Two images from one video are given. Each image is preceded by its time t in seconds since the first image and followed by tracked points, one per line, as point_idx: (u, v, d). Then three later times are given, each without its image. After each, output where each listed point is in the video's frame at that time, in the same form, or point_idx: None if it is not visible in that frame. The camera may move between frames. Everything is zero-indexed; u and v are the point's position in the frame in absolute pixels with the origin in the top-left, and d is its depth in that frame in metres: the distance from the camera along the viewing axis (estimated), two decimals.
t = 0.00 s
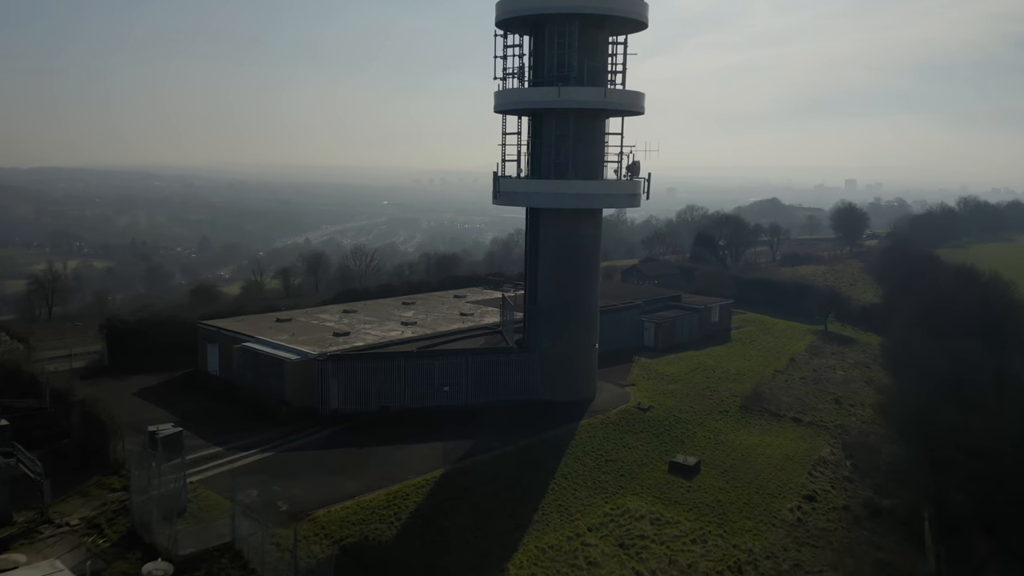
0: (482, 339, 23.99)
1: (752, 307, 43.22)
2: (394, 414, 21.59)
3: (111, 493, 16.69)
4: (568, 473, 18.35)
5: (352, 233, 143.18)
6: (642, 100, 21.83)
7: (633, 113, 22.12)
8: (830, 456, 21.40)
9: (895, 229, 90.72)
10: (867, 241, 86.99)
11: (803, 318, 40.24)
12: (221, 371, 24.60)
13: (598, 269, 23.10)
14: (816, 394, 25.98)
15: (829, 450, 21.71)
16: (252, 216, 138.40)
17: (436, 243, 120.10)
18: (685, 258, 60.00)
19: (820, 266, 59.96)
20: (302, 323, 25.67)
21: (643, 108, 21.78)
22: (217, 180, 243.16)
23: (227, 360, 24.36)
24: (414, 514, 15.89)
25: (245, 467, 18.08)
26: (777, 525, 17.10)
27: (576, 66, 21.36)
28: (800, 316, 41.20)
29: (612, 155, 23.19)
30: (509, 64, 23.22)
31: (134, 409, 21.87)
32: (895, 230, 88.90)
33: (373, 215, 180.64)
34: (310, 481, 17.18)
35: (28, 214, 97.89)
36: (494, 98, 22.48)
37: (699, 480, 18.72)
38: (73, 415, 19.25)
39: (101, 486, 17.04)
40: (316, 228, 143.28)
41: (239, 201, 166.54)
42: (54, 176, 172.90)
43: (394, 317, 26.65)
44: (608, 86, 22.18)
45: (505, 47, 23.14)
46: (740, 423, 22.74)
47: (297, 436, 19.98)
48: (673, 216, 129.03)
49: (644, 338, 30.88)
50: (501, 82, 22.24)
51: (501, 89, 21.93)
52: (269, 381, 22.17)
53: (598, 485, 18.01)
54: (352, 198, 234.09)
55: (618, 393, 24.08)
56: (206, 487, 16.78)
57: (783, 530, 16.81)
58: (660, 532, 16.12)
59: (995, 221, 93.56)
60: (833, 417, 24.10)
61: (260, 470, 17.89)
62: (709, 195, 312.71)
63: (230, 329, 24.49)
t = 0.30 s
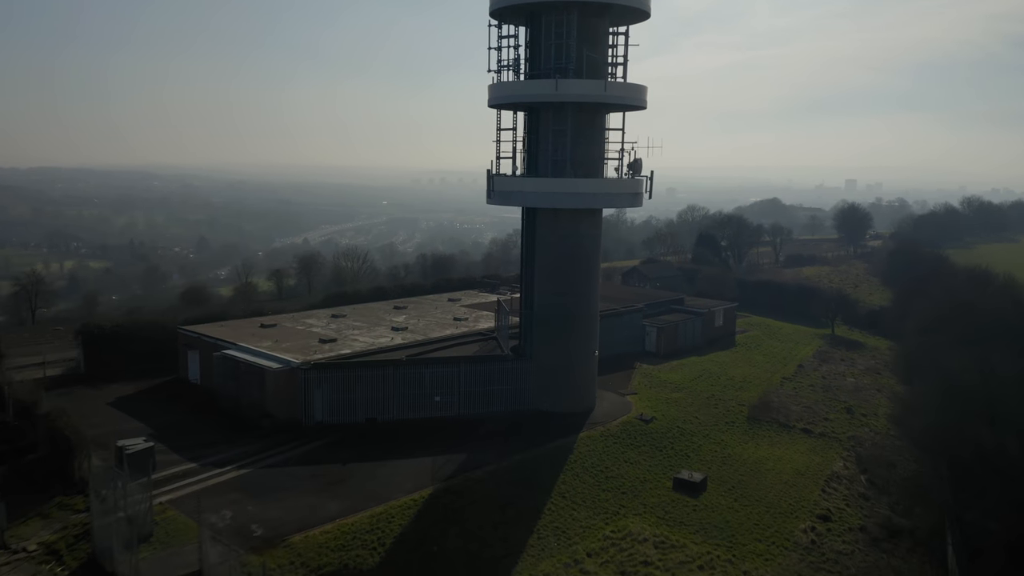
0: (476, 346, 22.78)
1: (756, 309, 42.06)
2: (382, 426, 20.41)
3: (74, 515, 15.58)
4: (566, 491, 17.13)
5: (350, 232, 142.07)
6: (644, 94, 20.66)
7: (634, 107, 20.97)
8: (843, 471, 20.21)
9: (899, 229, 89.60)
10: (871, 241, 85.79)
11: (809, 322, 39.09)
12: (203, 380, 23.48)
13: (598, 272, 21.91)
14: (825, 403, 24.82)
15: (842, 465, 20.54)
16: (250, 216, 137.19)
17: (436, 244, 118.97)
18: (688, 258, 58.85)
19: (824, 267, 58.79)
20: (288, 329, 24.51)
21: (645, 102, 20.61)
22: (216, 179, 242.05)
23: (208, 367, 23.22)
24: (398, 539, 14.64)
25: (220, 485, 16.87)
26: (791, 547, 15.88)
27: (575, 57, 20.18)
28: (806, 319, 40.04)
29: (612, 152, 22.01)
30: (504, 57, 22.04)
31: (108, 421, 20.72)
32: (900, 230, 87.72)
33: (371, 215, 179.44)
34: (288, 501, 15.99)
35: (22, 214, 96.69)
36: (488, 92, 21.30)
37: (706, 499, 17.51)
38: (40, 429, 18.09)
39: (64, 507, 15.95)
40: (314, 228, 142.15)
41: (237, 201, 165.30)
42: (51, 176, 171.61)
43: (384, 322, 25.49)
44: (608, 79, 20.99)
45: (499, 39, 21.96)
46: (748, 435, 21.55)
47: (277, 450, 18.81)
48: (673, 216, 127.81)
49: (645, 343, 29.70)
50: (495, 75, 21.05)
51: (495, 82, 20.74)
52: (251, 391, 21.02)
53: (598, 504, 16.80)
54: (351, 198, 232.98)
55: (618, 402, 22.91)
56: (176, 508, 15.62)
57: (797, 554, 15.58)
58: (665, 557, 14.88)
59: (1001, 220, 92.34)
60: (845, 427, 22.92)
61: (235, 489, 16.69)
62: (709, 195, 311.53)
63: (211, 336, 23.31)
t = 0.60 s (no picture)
0: (469, 354, 21.66)
1: (761, 312, 40.98)
2: (368, 440, 19.29)
3: (35, 539, 14.03)
4: (564, 512, 15.98)
5: (349, 233, 140.98)
6: (646, 88, 19.55)
7: (636, 102, 19.85)
8: (857, 486, 19.10)
9: (903, 229, 88.46)
10: (875, 241, 84.64)
11: (815, 326, 37.96)
12: (183, 389, 22.40)
13: (597, 276, 20.75)
14: (836, 412, 23.71)
15: (855, 479, 19.43)
16: (248, 217, 136.17)
17: (435, 243, 118.07)
18: (690, 259, 57.79)
19: (828, 268, 57.70)
20: (273, 335, 23.39)
21: (647, 96, 19.49)
22: (215, 179, 240.91)
23: (188, 376, 22.14)
24: (382, 566, 13.52)
25: (192, 506, 15.76)
26: (805, 573, 14.71)
27: (573, 48, 19.05)
28: (812, 322, 38.92)
29: (612, 150, 20.91)
30: (498, 49, 20.92)
31: (78, 434, 19.62)
32: (905, 230, 86.55)
33: (371, 216, 178.26)
34: (263, 524, 14.86)
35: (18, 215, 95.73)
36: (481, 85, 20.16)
37: (714, 520, 16.35)
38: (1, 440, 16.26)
39: (25, 530, 14.38)
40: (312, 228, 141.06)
41: (235, 201, 164.19)
42: (49, 176, 170.63)
43: (374, 328, 24.37)
44: (607, 73, 19.87)
45: (492, 30, 20.84)
46: (756, 448, 20.43)
47: (256, 467, 17.72)
48: (674, 216, 126.77)
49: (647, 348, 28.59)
50: (489, 67, 19.92)
51: (488, 75, 19.62)
52: (230, 402, 19.92)
53: (598, 527, 15.66)
54: (350, 198, 231.92)
55: (619, 413, 21.79)
56: (142, 533, 14.49)
57: None
58: None
59: (1007, 221, 91.17)
60: (858, 439, 21.80)
61: (209, 510, 15.57)
62: (710, 195, 310.43)
63: (191, 343, 22.22)
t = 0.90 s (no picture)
0: (462, 361, 20.62)
1: (764, 315, 40.02)
2: (355, 454, 18.26)
3: None
4: (561, 533, 14.96)
5: (347, 233, 140.06)
6: (648, 82, 18.56)
7: (637, 97, 18.85)
8: (870, 502, 18.07)
9: (906, 229, 87.58)
10: (877, 241, 83.73)
11: (820, 329, 36.99)
12: (162, 399, 21.40)
13: (597, 279, 19.70)
14: (846, 421, 22.71)
15: (869, 495, 18.41)
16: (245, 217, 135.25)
17: (433, 243, 117.19)
18: (692, 260, 56.85)
19: (832, 269, 56.76)
20: (258, 341, 22.36)
21: (649, 91, 18.50)
22: (214, 179, 240.04)
23: (167, 385, 21.13)
24: None
25: (164, 527, 14.73)
26: None
27: (570, 39, 18.05)
28: (817, 326, 37.94)
29: (612, 147, 19.90)
30: (492, 41, 19.92)
31: (49, 448, 18.61)
32: (907, 230, 85.63)
33: (369, 216, 177.22)
34: (238, 548, 13.81)
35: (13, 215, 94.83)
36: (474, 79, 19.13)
37: (721, 541, 15.31)
38: None
39: None
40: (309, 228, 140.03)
41: (233, 201, 163.23)
42: (47, 175, 169.81)
43: (364, 333, 23.34)
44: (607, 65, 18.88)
45: (486, 21, 19.84)
46: (764, 461, 19.40)
47: (235, 484, 16.70)
48: (673, 216, 125.97)
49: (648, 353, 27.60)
50: (482, 60, 18.90)
51: (481, 68, 18.60)
52: (210, 414, 18.90)
53: (597, 549, 14.62)
54: (349, 198, 230.90)
55: (619, 423, 20.77)
56: (107, 558, 13.45)
57: None
58: None
59: (1011, 220, 90.14)
60: (870, 450, 20.79)
61: (181, 532, 14.54)
62: (710, 195, 309.54)
63: (171, 350, 21.21)
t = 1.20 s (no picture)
0: (455, 369, 19.71)
1: (767, 317, 39.09)
2: (341, 468, 17.35)
3: None
4: (558, 553, 14.03)
5: (346, 233, 139.19)
6: (649, 75, 17.65)
7: (638, 91, 17.96)
8: (884, 518, 17.13)
9: (909, 228, 86.69)
10: (880, 241, 82.85)
11: (825, 332, 36.07)
12: (143, 409, 20.48)
13: (596, 283, 18.78)
14: (855, 430, 21.80)
15: (883, 510, 17.46)
16: (243, 217, 134.37)
17: (431, 243, 116.36)
18: (693, 261, 55.97)
19: (834, 270, 55.89)
20: (242, 348, 21.44)
21: (650, 84, 17.60)
22: (212, 179, 239.14)
23: (148, 394, 20.21)
24: None
25: (134, 548, 13.80)
26: None
27: (568, 30, 17.15)
28: (822, 328, 37.03)
29: (612, 144, 19.00)
30: (486, 34, 19.02)
31: (21, 462, 17.69)
32: (909, 229, 84.74)
33: (368, 215, 176.26)
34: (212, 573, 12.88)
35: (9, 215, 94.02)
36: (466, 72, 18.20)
37: (728, 562, 14.36)
38: None
39: None
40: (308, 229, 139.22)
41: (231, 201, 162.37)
42: (46, 175, 168.99)
43: (354, 339, 22.42)
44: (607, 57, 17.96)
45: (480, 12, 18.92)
46: (771, 474, 18.47)
47: (214, 500, 15.79)
48: (673, 216, 125.08)
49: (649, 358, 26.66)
50: (475, 53, 18.00)
51: (474, 62, 17.70)
52: (190, 425, 17.98)
53: (596, 570, 13.69)
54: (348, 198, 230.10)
55: (619, 433, 19.87)
56: None
57: None
58: None
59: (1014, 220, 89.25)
60: (881, 462, 19.86)
61: (152, 554, 13.61)
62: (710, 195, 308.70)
63: (152, 358, 20.29)
